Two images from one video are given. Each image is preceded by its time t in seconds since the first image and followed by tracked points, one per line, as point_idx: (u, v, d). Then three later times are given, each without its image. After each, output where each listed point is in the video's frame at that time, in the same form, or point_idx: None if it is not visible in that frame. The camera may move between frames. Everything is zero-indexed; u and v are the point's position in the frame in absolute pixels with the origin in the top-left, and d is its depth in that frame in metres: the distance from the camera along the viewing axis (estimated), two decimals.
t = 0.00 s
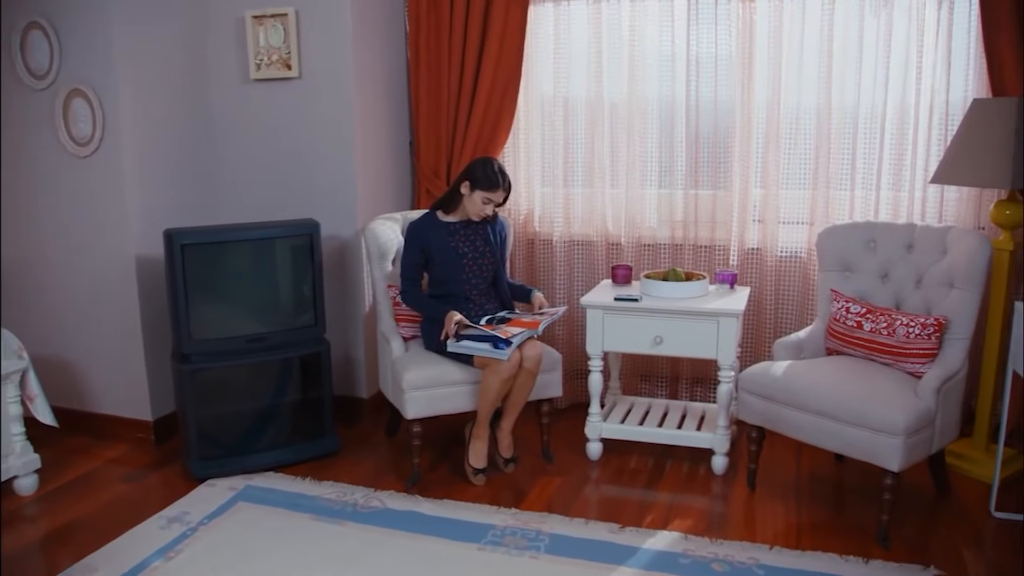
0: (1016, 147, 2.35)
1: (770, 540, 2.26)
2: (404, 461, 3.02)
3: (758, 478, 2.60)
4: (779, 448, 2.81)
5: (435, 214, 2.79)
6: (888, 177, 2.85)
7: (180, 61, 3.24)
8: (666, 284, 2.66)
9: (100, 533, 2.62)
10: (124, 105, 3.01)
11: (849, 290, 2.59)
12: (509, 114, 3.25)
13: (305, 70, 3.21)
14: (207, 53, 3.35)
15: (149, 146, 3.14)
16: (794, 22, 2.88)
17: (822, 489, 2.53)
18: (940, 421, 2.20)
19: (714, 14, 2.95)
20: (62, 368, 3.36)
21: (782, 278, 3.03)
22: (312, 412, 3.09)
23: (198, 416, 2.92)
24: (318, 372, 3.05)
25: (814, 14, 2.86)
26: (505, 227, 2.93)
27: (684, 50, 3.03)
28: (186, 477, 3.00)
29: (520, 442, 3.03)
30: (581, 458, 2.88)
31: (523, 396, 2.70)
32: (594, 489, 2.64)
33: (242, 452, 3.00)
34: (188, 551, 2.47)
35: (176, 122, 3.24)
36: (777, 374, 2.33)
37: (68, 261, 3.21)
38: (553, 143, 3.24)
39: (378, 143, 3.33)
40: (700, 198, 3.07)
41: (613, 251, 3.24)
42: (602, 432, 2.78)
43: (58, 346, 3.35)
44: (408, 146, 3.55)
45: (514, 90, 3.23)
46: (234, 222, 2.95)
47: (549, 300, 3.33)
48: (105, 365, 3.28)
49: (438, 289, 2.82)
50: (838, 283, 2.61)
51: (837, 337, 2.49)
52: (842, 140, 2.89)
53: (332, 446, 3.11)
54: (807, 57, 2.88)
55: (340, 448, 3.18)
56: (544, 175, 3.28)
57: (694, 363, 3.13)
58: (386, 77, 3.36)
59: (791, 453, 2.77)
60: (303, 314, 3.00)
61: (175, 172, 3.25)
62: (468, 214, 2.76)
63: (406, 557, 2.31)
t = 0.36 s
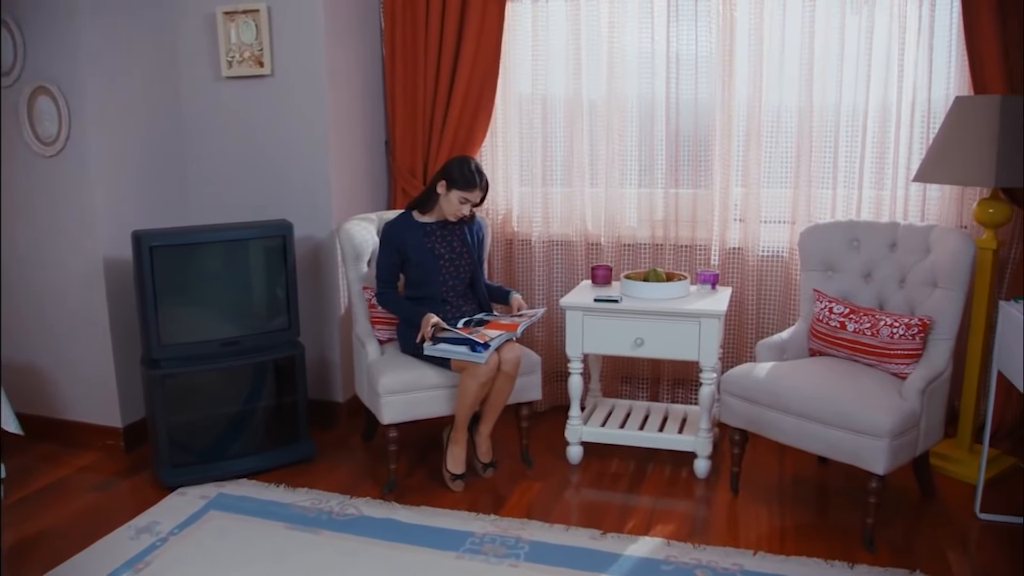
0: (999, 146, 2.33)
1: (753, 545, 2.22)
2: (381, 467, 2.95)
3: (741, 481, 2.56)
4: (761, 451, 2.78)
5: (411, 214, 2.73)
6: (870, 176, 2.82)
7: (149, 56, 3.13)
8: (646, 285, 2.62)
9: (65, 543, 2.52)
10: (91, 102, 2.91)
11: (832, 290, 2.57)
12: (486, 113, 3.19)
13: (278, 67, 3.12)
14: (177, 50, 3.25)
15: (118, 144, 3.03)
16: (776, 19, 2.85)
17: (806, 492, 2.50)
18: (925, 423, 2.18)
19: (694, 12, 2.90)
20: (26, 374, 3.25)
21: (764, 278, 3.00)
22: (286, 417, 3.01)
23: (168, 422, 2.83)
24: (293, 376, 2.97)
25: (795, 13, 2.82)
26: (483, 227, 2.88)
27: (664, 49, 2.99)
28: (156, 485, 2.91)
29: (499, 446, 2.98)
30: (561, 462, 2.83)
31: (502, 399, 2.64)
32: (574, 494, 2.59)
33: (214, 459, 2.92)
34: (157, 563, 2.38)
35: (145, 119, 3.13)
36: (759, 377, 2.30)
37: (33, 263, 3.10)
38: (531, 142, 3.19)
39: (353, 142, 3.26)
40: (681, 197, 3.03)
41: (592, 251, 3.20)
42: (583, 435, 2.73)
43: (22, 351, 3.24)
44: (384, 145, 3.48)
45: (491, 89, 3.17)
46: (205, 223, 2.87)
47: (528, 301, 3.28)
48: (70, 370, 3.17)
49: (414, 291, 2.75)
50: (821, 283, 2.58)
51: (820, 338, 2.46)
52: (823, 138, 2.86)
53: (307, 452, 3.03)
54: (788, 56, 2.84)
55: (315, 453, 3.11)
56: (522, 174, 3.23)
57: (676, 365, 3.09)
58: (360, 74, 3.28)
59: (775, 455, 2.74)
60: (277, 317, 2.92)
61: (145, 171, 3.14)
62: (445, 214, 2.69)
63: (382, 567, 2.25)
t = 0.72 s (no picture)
0: (992, 144, 2.30)
1: (744, 551, 2.18)
2: (365, 472, 2.89)
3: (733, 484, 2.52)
4: (752, 454, 2.74)
5: (394, 214, 2.67)
6: (862, 174, 2.79)
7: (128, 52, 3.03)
8: (635, 285, 2.57)
9: (38, 553, 2.44)
10: (67, 98, 2.82)
11: (823, 290, 2.53)
12: (472, 111, 3.13)
13: (259, 64, 3.04)
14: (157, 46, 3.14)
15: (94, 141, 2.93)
16: (766, 16, 2.81)
17: (797, 496, 2.46)
18: (919, 425, 2.16)
19: (683, 9, 2.86)
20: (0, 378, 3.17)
21: (754, 278, 2.96)
22: (268, 421, 2.94)
23: (147, 428, 2.74)
24: (275, 379, 2.89)
25: (785, 10, 2.79)
26: (468, 227, 2.82)
27: (653, 47, 2.94)
28: (135, 491, 2.83)
29: (486, 450, 2.92)
30: (549, 466, 2.77)
31: (488, 403, 2.58)
32: (563, 499, 2.54)
33: (195, 464, 2.84)
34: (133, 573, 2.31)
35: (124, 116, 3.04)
36: (751, 379, 2.29)
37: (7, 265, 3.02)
38: (518, 140, 3.14)
39: (336, 141, 3.19)
40: (670, 196, 2.99)
41: (580, 251, 3.15)
42: (571, 439, 2.68)
43: None
44: (369, 143, 3.42)
45: (476, 86, 3.12)
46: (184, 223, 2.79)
47: (515, 302, 3.23)
48: (46, 375, 3.09)
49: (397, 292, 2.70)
50: (813, 283, 2.54)
51: (812, 339, 2.43)
52: (814, 136, 2.83)
53: (291, 456, 2.96)
54: (778, 54, 2.81)
55: (299, 457, 3.03)
56: (509, 173, 3.18)
57: (665, 367, 3.05)
58: (343, 72, 3.22)
59: (766, 458, 2.70)
60: (258, 318, 2.84)
61: (124, 169, 3.05)
62: (429, 214, 2.64)
63: None
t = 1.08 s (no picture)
0: (990, 142, 2.26)
1: (738, 557, 2.14)
2: (352, 476, 2.84)
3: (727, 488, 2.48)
4: (747, 458, 2.70)
5: (382, 214, 2.62)
6: (857, 174, 2.75)
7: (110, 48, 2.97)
8: (627, 286, 2.53)
9: (17, 561, 2.37)
10: (47, 95, 2.75)
11: (819, 291, 2.50)
12: (462, 109, 3.08)
13: (244, 61, 2.98)
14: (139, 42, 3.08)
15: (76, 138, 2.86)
16: (760, 13, 2.76)
17: (792, 500, 2.42)
18: (916, 428, 2.13)
19: (676, 7, 2.81)
20: None
21: (748, 278, 2.92)
22: (254, 425, 2.88)
23: (129, 433, 2.67)
24: (261, 383, 2.83)
25: (779, 8, 2.74)
26: (457, 227, 2.77)
27: (645, 45, 2.90)
28: (116, 497, 2.76)
29: (475, 454, 2.87)
30: (540, 470, 2.73)
31: (477, 406, 2.53)
32: (554, 503, 2.50)
33: (179, 469, 2.78)
34: None
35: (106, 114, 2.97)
36: (745, 382, 2.25)
37: None
38: (508, 139, 3.09)
39: (323, 139, 3.14)
40: (662, 195, 2.95)
41: (571, 251, 3.10)
42: (562, 442, 2.63)
43: None
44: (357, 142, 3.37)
45: (466, 85, 3.06)
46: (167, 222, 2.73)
47: (505, 303, 3.18)
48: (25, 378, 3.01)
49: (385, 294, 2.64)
50: (808, 283, 2.51)
51: (807, 341, 2.39)
52: (809, 135, 2.78)
53: (277, 461, 2.90)
54: (772, 52, 2.77)
55: (285, 462, 2.98)
56: (499, 172, 3.13)
57: (658, 369, 3.01)
58: (331, 69, 3.16)
59: (761, 462, 2.66)
60: (243, 320, 2.78)
61: (105, 167, 2.98)
62: (418, 214, 2.58)
63: None
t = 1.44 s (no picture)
0: (992, 141, 2.23)
1: (736, 563, 2.09)
2: (344, 481, 2.79)
3: (725, 493, 2.44)
4: (745, 462, 2.65)
5: (373, 214, 2.57)
6: (856, 173, 2.72)
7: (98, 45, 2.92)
8: (623, 287, 2.49)
9: None
10: (32, 92, 2.69)
11: (818, 292, 2.46)
12: (456, 108, 3.03)
13: (233, 58, 2.93)
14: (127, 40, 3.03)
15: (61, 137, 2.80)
16: (758, 11, 2.72)
17: (791, 505, 2.37)
18: (918, 432, 2.09)
19: (673, 5, 2.77)
20: None
21: (746, 279, 2.88)
22: (244, 428, 2.83)
23: (115, 437, 2.62)
24: (250, 385, 2.78)
25: (777, 5, 2.70)
26: (451, 228, 2.72)
27: (641, 44, 2.86)
28: (103, 501, 2.71)
29: (469, 458, 2.83)
30: (535, 474, 2.68)
31: (470, 410, 2.49)
32: (549, 508, 2.45)
33: (167, 474, 2.72)
34: None
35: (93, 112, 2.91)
36: (743, 385, 2.21)
37: None
38: (502, 139, 3.04)
39: (315, 138, 3.09)
40: (659, 195, 2.91)
41: (567, 251, 3.06)
42: (557, 446, 2.59)
43: None
44: (349, 141, 3.32)
45: (459, 84, 3.02)
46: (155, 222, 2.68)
47: (500, 305, 3.14)
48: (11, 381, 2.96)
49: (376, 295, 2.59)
50: (806, 284, 2.47)
51: (806, 342, 2.35)
52: (808, 135, 2.74)
53: (267, 465, 2.85)
54: (770, 51, 2.73)
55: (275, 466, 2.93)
56: (492, 171, 3.08)
57: (654, 372, 2.97)
58: (322, 67, 3.11)
59: (760, 467, 2.62)
60: (232, 322, 2.73)
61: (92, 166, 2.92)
62: (409, 213, 2.54)
63: None
